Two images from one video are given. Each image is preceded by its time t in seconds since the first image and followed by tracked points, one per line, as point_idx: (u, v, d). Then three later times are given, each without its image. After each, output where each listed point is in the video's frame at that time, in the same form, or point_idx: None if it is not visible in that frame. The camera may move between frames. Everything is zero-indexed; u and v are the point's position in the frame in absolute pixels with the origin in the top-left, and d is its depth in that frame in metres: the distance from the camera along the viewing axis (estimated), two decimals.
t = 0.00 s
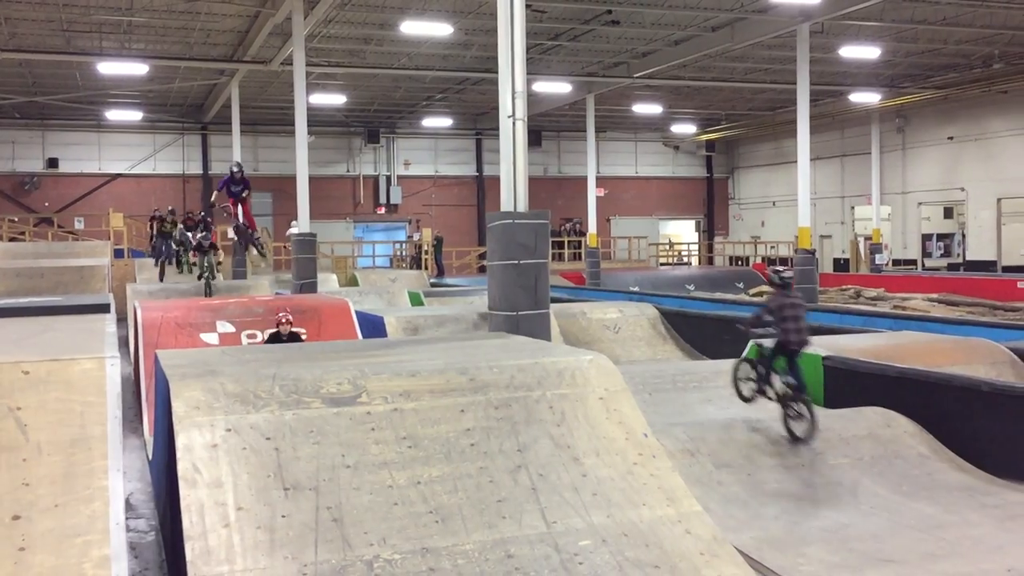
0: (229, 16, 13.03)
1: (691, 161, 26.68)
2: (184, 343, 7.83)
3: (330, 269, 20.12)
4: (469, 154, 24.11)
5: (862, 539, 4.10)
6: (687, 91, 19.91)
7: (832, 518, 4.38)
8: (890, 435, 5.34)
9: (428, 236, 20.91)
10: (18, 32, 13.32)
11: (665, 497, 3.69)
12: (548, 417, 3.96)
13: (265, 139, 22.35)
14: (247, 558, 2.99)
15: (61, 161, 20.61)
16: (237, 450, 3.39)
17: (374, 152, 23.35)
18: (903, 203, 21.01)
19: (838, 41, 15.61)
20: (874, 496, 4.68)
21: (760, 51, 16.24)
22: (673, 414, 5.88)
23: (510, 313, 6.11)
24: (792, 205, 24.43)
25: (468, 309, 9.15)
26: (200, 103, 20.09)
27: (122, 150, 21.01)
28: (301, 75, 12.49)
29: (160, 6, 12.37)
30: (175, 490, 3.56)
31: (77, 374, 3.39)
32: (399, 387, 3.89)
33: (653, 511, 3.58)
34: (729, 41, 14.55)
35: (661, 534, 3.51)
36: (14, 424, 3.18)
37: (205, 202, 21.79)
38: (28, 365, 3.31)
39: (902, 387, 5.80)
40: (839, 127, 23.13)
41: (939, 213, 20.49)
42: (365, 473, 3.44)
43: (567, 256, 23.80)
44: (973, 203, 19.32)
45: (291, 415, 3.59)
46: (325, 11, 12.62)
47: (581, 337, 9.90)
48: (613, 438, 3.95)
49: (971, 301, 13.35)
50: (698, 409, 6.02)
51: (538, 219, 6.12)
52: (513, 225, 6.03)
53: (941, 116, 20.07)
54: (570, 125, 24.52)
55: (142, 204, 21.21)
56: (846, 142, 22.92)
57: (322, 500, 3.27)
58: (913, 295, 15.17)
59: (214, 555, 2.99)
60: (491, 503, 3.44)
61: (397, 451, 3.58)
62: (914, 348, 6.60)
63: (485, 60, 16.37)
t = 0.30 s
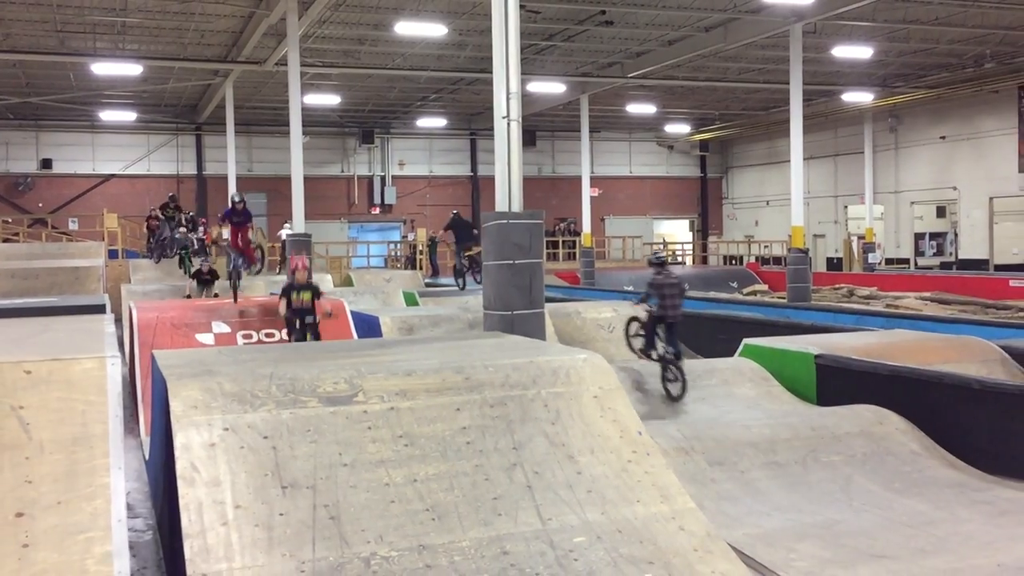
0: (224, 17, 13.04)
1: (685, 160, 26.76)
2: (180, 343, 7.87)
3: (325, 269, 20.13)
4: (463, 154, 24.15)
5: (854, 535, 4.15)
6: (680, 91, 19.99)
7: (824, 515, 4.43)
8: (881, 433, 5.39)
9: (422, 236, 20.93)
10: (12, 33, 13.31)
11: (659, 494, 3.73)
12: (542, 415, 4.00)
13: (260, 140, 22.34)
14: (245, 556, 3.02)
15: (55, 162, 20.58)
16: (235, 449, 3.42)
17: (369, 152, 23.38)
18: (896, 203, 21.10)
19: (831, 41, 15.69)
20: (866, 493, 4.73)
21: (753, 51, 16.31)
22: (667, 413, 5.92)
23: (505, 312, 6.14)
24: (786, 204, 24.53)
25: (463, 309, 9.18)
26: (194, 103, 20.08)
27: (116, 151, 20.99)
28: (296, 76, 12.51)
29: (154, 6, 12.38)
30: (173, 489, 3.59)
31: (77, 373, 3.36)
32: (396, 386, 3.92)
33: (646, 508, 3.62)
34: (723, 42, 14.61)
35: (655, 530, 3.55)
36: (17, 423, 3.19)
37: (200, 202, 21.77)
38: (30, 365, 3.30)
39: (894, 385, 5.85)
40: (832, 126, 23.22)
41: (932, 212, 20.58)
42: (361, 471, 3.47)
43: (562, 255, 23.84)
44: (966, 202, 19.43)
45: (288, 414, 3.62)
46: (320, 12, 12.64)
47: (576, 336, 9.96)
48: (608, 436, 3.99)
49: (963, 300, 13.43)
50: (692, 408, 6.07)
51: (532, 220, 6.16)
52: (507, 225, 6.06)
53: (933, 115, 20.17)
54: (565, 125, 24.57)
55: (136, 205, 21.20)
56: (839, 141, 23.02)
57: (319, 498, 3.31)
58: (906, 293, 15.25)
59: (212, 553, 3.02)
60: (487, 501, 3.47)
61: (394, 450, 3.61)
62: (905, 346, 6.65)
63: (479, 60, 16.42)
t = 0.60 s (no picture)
0: (218, 21, 13.06)
1: (679, 164, 26.84)
2: (176, 346, 7.90)
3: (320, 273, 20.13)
4: (458, 158, 24.21)
5: (847, 535, 4.19)
6: (674, 95, 20.06)
7: (817, 516, 4.47)
8: (874, 434, 5.44)
9: (417, 239, 20.95)
10: (7, 37, 13.31)
11: (654, 494, 3.76)
12: (537, 417, 4.03)
13: (254, 144, 22.34)
14: (244, 557, 3.05)
15: (49, 166, 20.55)
16: (233, 451, 3.45)
17: (364, 156, 23.41)
18: (889, 206, 21.21)
19: (824, 45, 15.77)
20: (858, 493, 4.77)
21: (747, 55, 16.38)
22: (661, 415, 5.96)
23: (500, 315, 6.18)
24: (779, 207, 24.63)
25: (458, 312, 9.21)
26: (189, 107, 20.07)
27: (111, 154, 20.98)
28: (291, 80, 12.54)
29: (150, 11, 12.40)
30: (171, 491, 3.61)
31: (80, 375, 3.33)
32: (392, 388, 3.95)
33: (641, 509, 3.66)
34: (716, 45, 14.68)
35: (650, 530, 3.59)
36: (20, 424, 3.19)
37: (194, 206, 21.73)
38: (32, 367, 3.26)
39: (886, 387, 5.90)
40: (825, 130, 23.33)
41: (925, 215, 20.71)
42: (358, 472, 3.50)
43: (556, 258, 23.90)
44: (958, 205, 19.52)
45: (285, 416, 3.66)
46: (315, 16, 12.67)
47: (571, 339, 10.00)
48: (603, 438, 4.03)
49: (955, 302, 13.51)
50: (686, 410, 6.11)
51: (527, 223, 6.19)
52: (503, 229, 6.10)
53: (926, 118, 20.27)
54: (559, 129, 24.62)
55: (131, 208, 21.17)
56: (832, 144, 23.12)
57: (317, 499, 3.34)
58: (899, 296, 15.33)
59: (211, 554, 3.05)
60: (483, 502, 3.51)
61: (391, 451, 3.64)
62: (898, 349, 6.70)
63: (473, 64, 16.46)
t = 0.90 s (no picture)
0: (211, 26, 13.07)
1: (671, 169, 26.95)
2: (169, 351, 7.91)
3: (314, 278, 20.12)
4: (450, 163, 24.26)
5: (837, 540, 4.22)
6: (666, 100, 20.16)
7: (809, 520, 4.50)
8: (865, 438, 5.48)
9: (410, 244, 20.96)
10: None
11: (645, 498, 3.79)
12: (530, 422, 4.06)
13: (247, 148, 22.34)
14: (238, 561, 3.07)
15: (41, 171, 20.51)
16: (227, 455, 3.47)
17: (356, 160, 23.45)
18: (880, 211, 21.35)
19: (815, 51, 15.88)
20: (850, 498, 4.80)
21: (738, 60, 16.48)
22: (654, 419, 6.00)
23: (493, 320, 6.21)
24: (770, 213, 24.74)
25: (452, 317, 9.23)
26: (181, 112, 20.06)
27: (103, 159, 20.95)
28: (284, 85, 12.56)
29: (143, 15, 12.41)
30: (165, 495, 3.63)
31: (77, 380, 3.40)
32: (385, 393, 3.96)
33: (633, 512, 3.69)
34: (708, 51, 14.77)
35: (641, 533, 3.62)
36: (18, 429, 3.21)
37: (187, 210, 21.70)
38: (30, 372, 3.32)
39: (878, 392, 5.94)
40: (816, 135, 23.47)
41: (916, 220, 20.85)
42: (352, 476, 3.52)
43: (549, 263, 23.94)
44: (949, 210, 19.63)
45: (280, 420, 3.68)
46: (308, 21, 12.70)
47: (563, 344, 10.04)
48: (596, 441, 4.05)
49: (945, 307, 13.60)
50: (678, 414, 6.15)
51: (521, 228, 6.22)
52: (495, 234, 6.11)
53: (916, 124, 20.40)
54: (551, 134, 24.69)
55: (123, 213, 21.13)
56: (824, 150, 23.26)
57: (311, 503, 3.35)
58: (890, 300, 15.41)
59: (206, 558, 3.07)
60: (476, 506, 3.53)
61: (385, 455, 3.66)
62: (888, 353, 6.76)
63: (466, 69, 16.50)
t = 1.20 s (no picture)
0: (199, 24, 13.02)
1: (659, 170, 27.03)
2: (156, 350, 7.91)
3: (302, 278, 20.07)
4: (439, 163, 24.24)
5: (822, 538, 4.26)
6: (654, 101, 20.23)
7: (795, 518, 4.54)
8: (850, 437, 5.53)
9: (398, 244, 20.94)
10: None
11: (633, 496, 3.82)
12: (518, 420, 4.08)
13: (234, 148, 22.25)
14: (226, 559, 3.07)
15: (27, 170, 20.37)
16: (216, 454, 3.47)
17: (345, 160, 23.41)
18: (866, 212, 21.50)
19: (802, 53, 15.98)
20: (835, 496, 4.85)
21: (725, 62, 16.56)
22: (642, 419, 6.02)
23: (481, 319, 6.22)
24: (757, 214, 24.87)
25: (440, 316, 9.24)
26: (168, 111, 19.96)
27: (89, 158, 20.82)
28: (272, 84, 12.54)
29: (129, 14, 12.36)
30: (153, 494, 3.62)
31: (66, 377, 3.40)
32: (374, 392, 3.98)
33: (620, 510, 3.71)
34: (695, 53, 14.84)
35: (629, 531, 3.64)
36: (8, 426, 3.20)
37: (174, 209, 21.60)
38: (19, 370, 3.33)
39: (863, 391, 5.99)
40: (803, 137, 23.62)
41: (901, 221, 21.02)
42: (341, 475, 3.53)
43: (537, 263, 23.98)
44: (934, 211, 19.79)
45: (268, 420, 3.68)
46: (297, 20, 12.68)
47: (551, 344, 10.08)
48: (583, 440, 4.08)
49: (930, 307, 13.72)
50: (665, 413, 6.18)
51: (509, 228, 6.24)
52: (484, 234, 6.13)
53: (902, 125, 20.56)
54: (540, 134, 24.72)
55: (109, 212, 21.01)
56: (810, 151, 23.40)
57: (299, 502, 3.36)
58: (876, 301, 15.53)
59: (193, 556, 3.06)
60: (465, 505, 3.54)
61: (373, 454, 3.67)
62: (873, 353, 6.82)
63: (455, 69, 16.50)
